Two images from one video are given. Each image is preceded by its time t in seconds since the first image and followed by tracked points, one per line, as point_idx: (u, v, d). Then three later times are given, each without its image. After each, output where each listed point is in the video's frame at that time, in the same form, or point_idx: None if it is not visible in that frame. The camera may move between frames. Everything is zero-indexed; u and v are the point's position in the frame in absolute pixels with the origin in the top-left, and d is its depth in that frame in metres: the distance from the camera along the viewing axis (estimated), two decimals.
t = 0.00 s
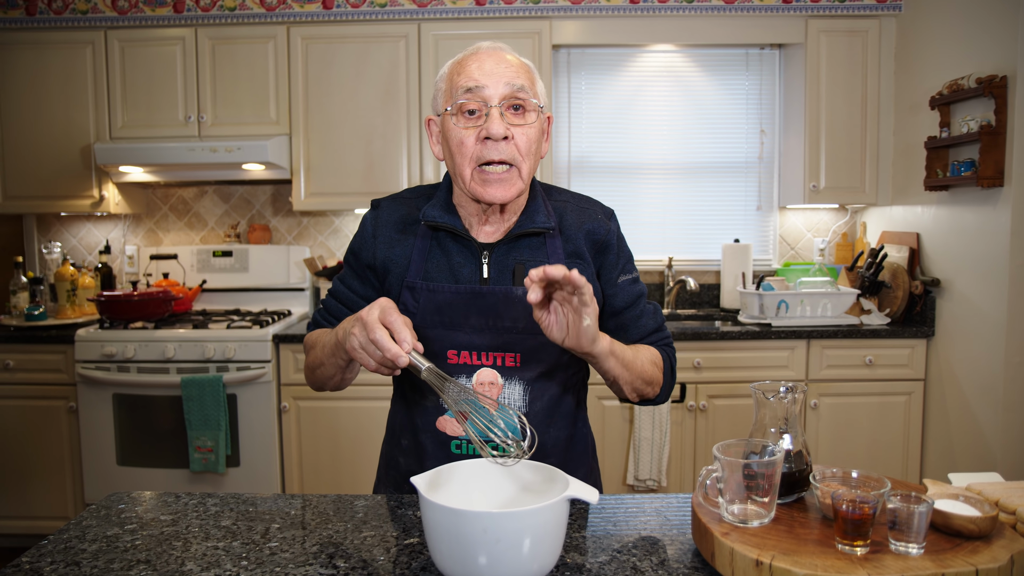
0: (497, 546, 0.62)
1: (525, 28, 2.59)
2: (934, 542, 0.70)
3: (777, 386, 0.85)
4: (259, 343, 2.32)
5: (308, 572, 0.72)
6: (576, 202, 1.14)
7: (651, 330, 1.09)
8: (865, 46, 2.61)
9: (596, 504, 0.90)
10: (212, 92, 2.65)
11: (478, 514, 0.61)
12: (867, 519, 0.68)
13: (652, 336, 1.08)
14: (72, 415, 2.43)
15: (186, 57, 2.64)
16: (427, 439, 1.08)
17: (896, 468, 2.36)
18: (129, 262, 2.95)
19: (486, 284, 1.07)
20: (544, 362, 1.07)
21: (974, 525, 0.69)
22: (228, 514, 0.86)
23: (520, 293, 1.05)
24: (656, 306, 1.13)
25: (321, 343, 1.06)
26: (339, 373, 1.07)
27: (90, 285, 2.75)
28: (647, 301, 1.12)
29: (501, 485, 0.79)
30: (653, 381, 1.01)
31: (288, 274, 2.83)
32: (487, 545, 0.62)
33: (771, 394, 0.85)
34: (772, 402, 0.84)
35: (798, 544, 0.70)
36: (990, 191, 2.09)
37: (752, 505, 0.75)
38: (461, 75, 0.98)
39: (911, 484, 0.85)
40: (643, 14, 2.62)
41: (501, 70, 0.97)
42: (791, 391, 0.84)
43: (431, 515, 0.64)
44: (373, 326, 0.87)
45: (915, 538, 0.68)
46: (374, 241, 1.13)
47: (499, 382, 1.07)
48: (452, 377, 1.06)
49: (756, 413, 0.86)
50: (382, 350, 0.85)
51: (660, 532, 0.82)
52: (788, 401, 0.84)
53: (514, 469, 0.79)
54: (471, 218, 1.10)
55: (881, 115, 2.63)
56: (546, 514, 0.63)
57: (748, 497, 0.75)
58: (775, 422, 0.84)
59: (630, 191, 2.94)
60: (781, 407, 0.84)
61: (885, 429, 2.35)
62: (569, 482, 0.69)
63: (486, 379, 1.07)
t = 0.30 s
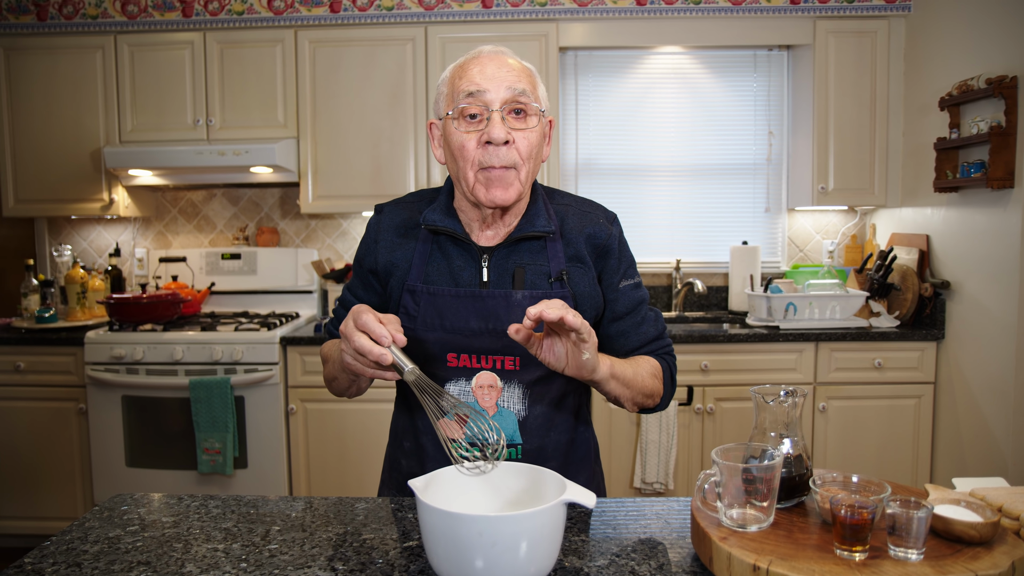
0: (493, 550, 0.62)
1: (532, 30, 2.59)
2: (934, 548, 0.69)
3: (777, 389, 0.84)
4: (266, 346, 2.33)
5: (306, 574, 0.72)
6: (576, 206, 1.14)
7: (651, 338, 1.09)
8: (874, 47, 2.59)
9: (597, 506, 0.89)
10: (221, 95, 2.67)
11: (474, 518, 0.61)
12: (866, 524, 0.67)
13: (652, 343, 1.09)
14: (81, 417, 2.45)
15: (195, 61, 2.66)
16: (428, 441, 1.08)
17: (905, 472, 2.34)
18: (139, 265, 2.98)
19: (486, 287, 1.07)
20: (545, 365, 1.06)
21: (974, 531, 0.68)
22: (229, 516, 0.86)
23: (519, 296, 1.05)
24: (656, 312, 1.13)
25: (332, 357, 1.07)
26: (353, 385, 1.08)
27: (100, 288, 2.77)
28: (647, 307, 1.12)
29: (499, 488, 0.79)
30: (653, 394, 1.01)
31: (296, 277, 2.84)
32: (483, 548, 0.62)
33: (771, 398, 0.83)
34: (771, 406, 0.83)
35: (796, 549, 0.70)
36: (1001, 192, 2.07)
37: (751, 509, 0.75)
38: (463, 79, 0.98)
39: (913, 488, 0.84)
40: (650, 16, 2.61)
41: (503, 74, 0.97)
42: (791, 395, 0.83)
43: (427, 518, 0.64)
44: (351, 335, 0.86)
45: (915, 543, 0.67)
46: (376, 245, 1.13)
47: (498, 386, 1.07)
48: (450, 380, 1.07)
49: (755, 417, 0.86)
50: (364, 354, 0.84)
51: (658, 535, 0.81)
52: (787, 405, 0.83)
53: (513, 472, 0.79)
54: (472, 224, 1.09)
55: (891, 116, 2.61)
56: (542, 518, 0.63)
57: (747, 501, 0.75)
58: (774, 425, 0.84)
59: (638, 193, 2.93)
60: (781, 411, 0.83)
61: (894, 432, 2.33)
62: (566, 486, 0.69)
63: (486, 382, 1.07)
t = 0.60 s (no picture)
0: (482, 551, 0.62)
1: (534, 31, 2.59)
2: (924, 549, 0.69)
3: (770, 391, 0.84)
4: (269, 347, 2.34)
5: None
6: (575, 208, 1.14)
7: (650, 336, 1.07)
8: (877, 47, 2.58)
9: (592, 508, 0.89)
10: (224, 98, 2.68)
11: (463, 520, 0.61)
12: (855, 526, 0.66)
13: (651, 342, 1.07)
14: (86, 418, 2.46)
15: (199, 64, 2.67)
16: (427, 443, 1.08)
17: (908, 473, 2.34)
18: (143, 267, 2.99)
19: (485, 289, 1.07)
20: (543, 367, 1.07)
21: (964, 532, 0.68)
22: (224, 518, 0.86)
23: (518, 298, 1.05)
24: (656, 312, 1.11)
25: (331, 357, 1.07)
26: (353, 384, 1.08)
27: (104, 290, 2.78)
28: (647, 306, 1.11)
29: (493, 488, 0.79)
30: (650, 390, 0.98)
31: (299, 279, 2.85)
32: (472, 550, 0.62)
33: (763, 400, 0.83)
34: (764, 407, 0.83)
35: (787, 551, 0.69)
36: (1004, 193, 2.06)
37: (742, 511, 0.75)
38: (462, 80, 0.98)
39: (907, 490, 0.83)
40: (652, 17, 2.61)
41: (503, 76, 0.97)
42: (784, 396, 0.83)
43: (416, 520, 0.64)
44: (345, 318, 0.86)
45: (904, 544, 0.66)
46: (375, 247, 1.14)
47: (498, 388, 1.05)
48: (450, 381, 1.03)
49: (748, 418, 0.86)
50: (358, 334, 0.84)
51: (652, 537, 0.81)
52: (780, 406, 0.83)
53: (507, 472, 0.79)
54: (472, 224, 1.10)
55: (894, 116, 2.60)
56: (532, 519, 0.63)
57: (738, 502, 0.75)
58: (766, 427, 0.83)
59: (641, 194, 2.93)
60: (774, 412, 0.83)
61: (898, 433, 2.32)
62: (556, 488, 0.69)
63: (485, 384, 1.04)
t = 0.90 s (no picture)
0: (475, 552, 0.62)
1: (538, 32, 2.59)
2: (919, 553, 0.68)
3: (766, 393, 0.84)
4: (274, 348, 2.34)
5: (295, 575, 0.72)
6: (578, 210, 1.14)
7: (652, 331, 1.06)
8: (883, 47, 2.57)
9: (589, 509, 0.89)
10: (229, 100, 2.69)
11: (455, 520, 0.61)
12: (848, 529, 0.66)
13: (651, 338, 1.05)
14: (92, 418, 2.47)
15: (203, 66, 2.68)
16: (429, 444, 1.08)
17: (915, 475, 2.32)
18: (150, 268, 3.00)
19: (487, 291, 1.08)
20: (545, 370, 1.07)
21: (961, 537, 0.67)
22: (223, 517, 0.87)
23: (520, 300, 1.05)
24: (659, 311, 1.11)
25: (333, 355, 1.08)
26: (355, 382, 1.08)
27: (111, 291, 2.79)
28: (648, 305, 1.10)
29: (486, 488, 0.79)
30: (649, 377, 0.95)
31: (305, 280, 2.86)
32: (465, 551, 0.62)
33: (759, 402, 0.84)
34: (760, 410, 0.83)
35: (781, 554, 0.69)
36: (1010, 193, 2.05)
37: (737, 513, 0.74)
38: (466, 82, 0.99)
39: (905, 494, 0.83)
40: (656, 17, 2.60)
41: (506, 78, 0.98)
42: (780, 399, 0.83)
43: (409, 521, 0.64)
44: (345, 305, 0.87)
45: (899, 549, 0.66)
46: (379, 248, 1.14)
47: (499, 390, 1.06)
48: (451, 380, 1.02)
49: (744, 421, 0.85)
50: (359, 318, 0.85)
51: (648, 539, 0.81)
52: (777, 409, 0.83)
53: (501, 473, 0.78)
54: (476, 229, 1.08)
55: (900, 117, 2.59)
56: (525, 520, 0.63)
57: (733, 505, 0.74)
58: (762, 430, 0.83)
59: (646, 195, 2.92)
60: (771, 414, 0.83)
61: (904, 435, 2.31)
62: (551, 488, 0.68)
63: (485, 388, 1.00)
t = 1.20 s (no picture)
0: (475, 552, 0.62)
1: (552, 33, 2.60)
2: (923, 559, 0.68)
3: (770, 397, 0.84)
4: (287, 347, 2.36)
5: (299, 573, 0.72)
6: (586, 214, 1.14)
7: (657, 336, 1.05)
8: (900, 47, 2.54)
9: (592, 511, 0.89)
10: (246, 102, 2.72)
11: (455, 521, 0.61)
12: (850, 534, 0.65)
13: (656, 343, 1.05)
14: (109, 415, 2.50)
15: (221, 68, 2.71)
16: (435, 446, 1.08)
17: (931, 481, 2.29)
18: (167, 267, 3.04)
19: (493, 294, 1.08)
20: (551, 374, 1.07)
21: (965, 543, 0.66)
22: (231, 514, 0.87)
23: (526, 304, 1.05)
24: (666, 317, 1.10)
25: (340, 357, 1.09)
26: (361, 383, 1.08)
27: (128, 290, 2.83)
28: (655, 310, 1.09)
29: (489, 489, 0.79)
30: (654, 385, 0.95)
31: (319, 280, 2.88)
32: (466, 551, 0.62)
33: (763, 405, 0.83)
34: (764, 413, 0.82)
35: (782, 558, 0.69)
36: None
37: (740, 517, 0.74)
38: (474, 87, 0.99)
39: (912, 499, 0.82)
40: (671, 18, 2.59)
41: (514, 83, 0.98)
42: (784, 402, 0.82)
43: (411, 521, 0.65)
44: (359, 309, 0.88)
45: (901, 554, 0.65)
46: (386, 250, 1.15)
47: (504, 393, 1.07)
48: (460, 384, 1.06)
49: (749, 424, 0.85)
50: (372, 321, 0.85)
51: (651, 542, 0.80)
52: (781, 412, 0.82)
53: (503, 474, 0.79)
54: (482, 230, 1.09)
55: (918, 118, 2.56)
56: (525, 521, 0.63)
57: (736, 508, 0.74)
58: (766, 433, 0.82)
59: (660, 197, 2.91)
60: (775, 417, 0.82)
61: (920, 439, 2.28)
62: (552, 489, 0.68)
63: (491, 390, 1.06)
